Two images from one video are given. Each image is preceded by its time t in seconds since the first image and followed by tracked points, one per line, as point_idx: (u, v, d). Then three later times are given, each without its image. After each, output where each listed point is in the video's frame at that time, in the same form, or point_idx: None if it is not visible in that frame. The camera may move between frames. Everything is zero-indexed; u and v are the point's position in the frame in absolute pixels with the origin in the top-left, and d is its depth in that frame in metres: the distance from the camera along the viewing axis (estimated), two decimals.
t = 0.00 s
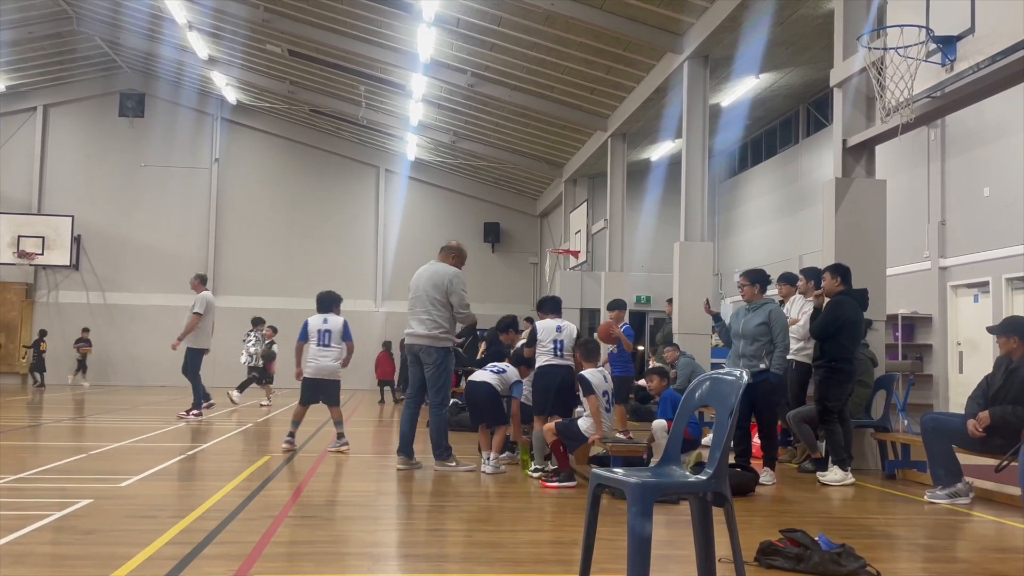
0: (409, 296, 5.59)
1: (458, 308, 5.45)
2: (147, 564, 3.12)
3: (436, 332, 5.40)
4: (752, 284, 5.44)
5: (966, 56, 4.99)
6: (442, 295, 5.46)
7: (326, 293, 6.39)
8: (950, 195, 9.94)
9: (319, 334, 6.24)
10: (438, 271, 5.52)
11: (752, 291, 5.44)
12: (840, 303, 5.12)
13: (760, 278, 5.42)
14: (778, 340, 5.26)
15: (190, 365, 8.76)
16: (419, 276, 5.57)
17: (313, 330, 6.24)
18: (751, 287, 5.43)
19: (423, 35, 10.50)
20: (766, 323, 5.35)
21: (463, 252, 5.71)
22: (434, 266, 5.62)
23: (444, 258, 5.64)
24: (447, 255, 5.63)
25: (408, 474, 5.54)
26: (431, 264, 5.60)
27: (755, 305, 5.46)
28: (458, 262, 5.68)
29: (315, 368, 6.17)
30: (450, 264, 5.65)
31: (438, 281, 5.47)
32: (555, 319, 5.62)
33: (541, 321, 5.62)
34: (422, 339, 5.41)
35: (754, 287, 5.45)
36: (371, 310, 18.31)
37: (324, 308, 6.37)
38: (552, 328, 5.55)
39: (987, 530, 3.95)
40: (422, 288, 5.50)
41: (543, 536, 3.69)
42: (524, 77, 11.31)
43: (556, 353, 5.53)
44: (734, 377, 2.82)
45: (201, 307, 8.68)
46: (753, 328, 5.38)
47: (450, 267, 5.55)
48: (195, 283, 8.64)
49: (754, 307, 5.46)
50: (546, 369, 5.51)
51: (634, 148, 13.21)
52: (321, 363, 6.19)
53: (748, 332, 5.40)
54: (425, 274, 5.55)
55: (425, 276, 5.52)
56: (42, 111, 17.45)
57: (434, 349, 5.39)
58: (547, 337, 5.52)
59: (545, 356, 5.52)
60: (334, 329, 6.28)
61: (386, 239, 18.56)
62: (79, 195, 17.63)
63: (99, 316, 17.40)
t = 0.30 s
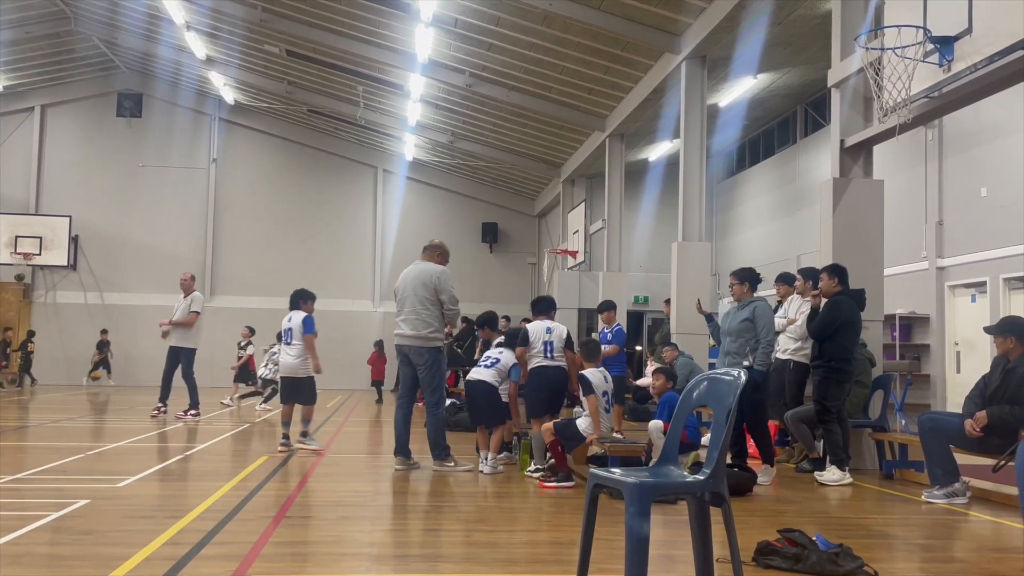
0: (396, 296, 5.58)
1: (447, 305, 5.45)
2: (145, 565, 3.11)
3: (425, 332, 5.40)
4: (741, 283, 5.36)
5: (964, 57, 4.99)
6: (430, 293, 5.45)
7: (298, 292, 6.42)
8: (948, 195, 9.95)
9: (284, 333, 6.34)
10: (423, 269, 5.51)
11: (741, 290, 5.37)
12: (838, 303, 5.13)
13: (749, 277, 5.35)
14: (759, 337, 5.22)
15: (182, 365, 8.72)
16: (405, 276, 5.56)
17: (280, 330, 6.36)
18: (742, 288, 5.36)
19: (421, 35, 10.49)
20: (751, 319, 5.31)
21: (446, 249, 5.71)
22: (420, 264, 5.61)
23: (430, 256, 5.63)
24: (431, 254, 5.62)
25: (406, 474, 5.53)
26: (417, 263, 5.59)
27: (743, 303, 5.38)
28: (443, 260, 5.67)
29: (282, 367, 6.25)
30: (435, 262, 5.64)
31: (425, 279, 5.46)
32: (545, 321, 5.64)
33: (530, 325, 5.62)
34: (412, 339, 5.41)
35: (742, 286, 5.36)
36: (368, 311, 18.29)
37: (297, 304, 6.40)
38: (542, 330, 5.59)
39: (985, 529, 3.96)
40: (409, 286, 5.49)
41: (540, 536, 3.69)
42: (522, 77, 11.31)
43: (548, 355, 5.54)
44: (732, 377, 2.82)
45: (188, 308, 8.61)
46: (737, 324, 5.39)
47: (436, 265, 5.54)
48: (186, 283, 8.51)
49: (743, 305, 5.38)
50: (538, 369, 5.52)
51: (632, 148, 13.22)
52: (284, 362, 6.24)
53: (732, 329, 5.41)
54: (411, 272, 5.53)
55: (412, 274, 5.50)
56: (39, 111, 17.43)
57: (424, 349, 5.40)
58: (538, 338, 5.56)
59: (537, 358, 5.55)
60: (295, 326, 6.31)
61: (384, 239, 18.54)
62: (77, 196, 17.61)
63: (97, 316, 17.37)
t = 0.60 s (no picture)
0: (388, 297, 5.56)
1: (438, 304, 5.42)
2: (143, 565, 3.10)
3: (419, 332, 5.38)
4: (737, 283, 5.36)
5: (961, 57, 5.00)
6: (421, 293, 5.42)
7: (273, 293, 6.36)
8: (946, 196, 9.96)
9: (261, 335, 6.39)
10: (414, 268, 5.50)
11: (737, 289, 5.37)
12: (835, 302, 5.12)
13: (745, 276, 5.35)
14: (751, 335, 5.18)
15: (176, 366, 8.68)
16: (397, 276, 5.54)
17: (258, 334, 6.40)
18: (738, 288, 5.36)
19: (420, 35, 10.48)
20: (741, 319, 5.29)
21: (435, 248, 5.72)
22: (409, 264, 5.61)
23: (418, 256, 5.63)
24: (419, 253, 5.64)
25: (404, 475, 5.52)
26: (407, 263, 5.59)
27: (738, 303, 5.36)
28: (432, 259, 5.69)
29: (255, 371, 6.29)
30: (424, 261, 5.66)
31: (415, 279, 5.45)
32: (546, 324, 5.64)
33: (533, 327, 5.64)
34: (406, 339, 5.39)
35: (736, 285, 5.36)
36: (366, 311, 18.28)
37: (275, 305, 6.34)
38: (542, 334, 5.58)
39: (983, 530, 3.96)
40: (401, 286, 5.48)
41: (539, 537, 3.68)
42: (520, 78, 11.30)
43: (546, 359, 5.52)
44: (730, 377, 2.81)
45: (180, 310, 8.63)
46: (730, 322, 5.36)
47: (425, 264, 5.53)
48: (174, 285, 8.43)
49: (738, 304, 5.36)
50: (536, 372, 5.52)
51: (630, 149, 13.22)
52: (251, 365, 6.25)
53: (725, 329, 5.39)
54: (402, 272, 5.53)
55: (403, 275, 5.49)
56: (37, 111, 17.40)
57: (419, 348, 5.39)
58: (537, 342, 5.55)
59: (536, 361, 5.54)
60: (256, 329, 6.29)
61: (382, 240, 18.53)
62: (75, 196, 17.58)
63: (94, 317, 17.34)
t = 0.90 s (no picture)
0: (391, 299, 5.58)
1: (439, 305, 5.41)
2: (142, 566, 3.10)
3: (421, 333, 5.38)
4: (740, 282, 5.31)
5: (961, 58, 4.99)
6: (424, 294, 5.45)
7: (250, 292, 6.32)
8: (945, 196, 9.97)
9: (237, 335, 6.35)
10: (417, 270, 5.53)
11: (739, 288, 5.34)
12: (835, 303, 5.12)
13: (748, 276, 5.30)
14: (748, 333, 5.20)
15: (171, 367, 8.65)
16: (400, 277, 5.56)
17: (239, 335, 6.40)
18: (741, 287, 5.33)
19: (419, 35, 10.49)
20: (741, 320, 5.32)
21: (438, 247, 5.72)
22: (412, 265, 5.63)
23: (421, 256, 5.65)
24: (421, 253, 5.64)
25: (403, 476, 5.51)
26: (410, 264, 5.61)
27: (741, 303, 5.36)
28: (435, 259, 5.70)
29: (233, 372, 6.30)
30: (427, 261, 5.67)
31: (418, 280, 5.47)
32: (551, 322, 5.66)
33: (539, 325, 5.68)
34: (409, 341, 5.38)
35: (739, 283, 5.32)
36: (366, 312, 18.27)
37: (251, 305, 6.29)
38: (545, 331, 5.61)
39: (982, 530, 3.96)
40: (404, 287, 5.50)
41: (538, 538, 3.68)
42: (519, 78, 11.30)
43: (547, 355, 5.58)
44: (729, 378, 2.81)
45: (178, 310, 8.70)
46: (732, 321, 5.40)
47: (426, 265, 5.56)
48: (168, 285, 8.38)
49: (740, 304, 5.36)
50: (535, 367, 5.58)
51: (629, 149, 13.23)
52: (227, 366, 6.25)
53: (727, 328, 5.42)
54: (406, 274, 5.55)
55: (406, 275, 5.52)
56: (36, 112, 17.39)
57: (421, 350, 5.38)
58: (540, 338, 5.60)
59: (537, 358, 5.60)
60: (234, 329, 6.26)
61: (381, 240, 18.53)
62: (73, 197, 17.57)
63: (93, 318, 17.34)
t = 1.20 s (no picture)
0: (398, 297, 5.57)
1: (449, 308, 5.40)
2: (141, 567, 3.09)
3: (428, 333, 5.36)
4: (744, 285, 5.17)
5: (960, 58, 4.99)
6: (433, 295, 5.43)
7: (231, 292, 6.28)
8: (944, 196, 9.97)
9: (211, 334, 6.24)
10: (427, 270, 5.50)
11: (744, 290, 5.19)
12: (835, 304, 5.12)
13: (752, 276, 5.14)
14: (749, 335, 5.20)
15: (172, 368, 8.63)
16: (408, 275, 5.54)
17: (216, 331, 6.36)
18: (745, 287, 5.18)
19: (418, 36, 10.48)
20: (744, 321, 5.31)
21: (450, 248, 5.69)
22: (423, 265, 5.59)
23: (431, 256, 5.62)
24: (432, 253, 5.61)
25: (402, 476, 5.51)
26: (420, 263, 5.58)
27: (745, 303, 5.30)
28: (445, 259, 5.66)
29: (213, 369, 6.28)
30: (437, 261, 5.64)
31: (427, 281, 5.45)
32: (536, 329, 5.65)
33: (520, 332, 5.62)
34: (415, 340, 5.37)
35: (744, 285, 5.17)
36: (365, 313, 18.27)
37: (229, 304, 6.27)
38: (533, 335, 5.62)
39: (982, 530, 3.96)
40: (412, 286, 5.48)
41: (537, 538, 3.68)
42: (518, 79, 11.30)
43: (537, 359, 5.59)
44: (729, 378, 2.81)
45: (181, 310, 8.75)
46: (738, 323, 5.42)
47: (436, 266, 5.54)
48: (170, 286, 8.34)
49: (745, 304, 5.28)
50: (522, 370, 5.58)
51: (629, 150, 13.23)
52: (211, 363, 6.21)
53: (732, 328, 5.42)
54: (415, 273, 5.52)
55: (415, 275, 5.49)
56: (35, 113, 17.38)
57: (427, 350, 5.36)
58: (528, 343, 5.59)
59: (525, 362, 5.60)
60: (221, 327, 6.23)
61: (381, 241, 18.53)
62: (72, 198, 17.56)
63: (93, 319, 17.33)
